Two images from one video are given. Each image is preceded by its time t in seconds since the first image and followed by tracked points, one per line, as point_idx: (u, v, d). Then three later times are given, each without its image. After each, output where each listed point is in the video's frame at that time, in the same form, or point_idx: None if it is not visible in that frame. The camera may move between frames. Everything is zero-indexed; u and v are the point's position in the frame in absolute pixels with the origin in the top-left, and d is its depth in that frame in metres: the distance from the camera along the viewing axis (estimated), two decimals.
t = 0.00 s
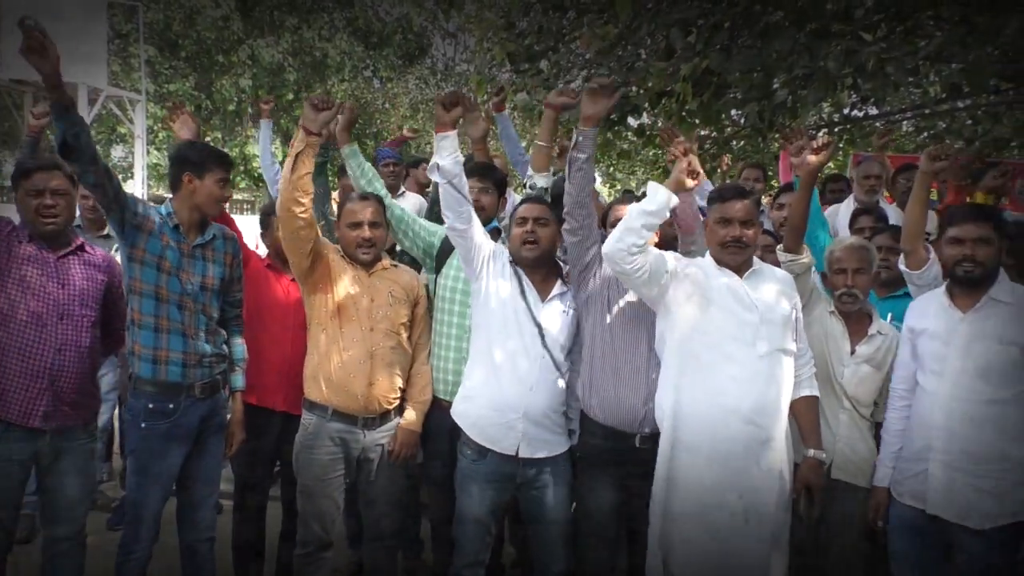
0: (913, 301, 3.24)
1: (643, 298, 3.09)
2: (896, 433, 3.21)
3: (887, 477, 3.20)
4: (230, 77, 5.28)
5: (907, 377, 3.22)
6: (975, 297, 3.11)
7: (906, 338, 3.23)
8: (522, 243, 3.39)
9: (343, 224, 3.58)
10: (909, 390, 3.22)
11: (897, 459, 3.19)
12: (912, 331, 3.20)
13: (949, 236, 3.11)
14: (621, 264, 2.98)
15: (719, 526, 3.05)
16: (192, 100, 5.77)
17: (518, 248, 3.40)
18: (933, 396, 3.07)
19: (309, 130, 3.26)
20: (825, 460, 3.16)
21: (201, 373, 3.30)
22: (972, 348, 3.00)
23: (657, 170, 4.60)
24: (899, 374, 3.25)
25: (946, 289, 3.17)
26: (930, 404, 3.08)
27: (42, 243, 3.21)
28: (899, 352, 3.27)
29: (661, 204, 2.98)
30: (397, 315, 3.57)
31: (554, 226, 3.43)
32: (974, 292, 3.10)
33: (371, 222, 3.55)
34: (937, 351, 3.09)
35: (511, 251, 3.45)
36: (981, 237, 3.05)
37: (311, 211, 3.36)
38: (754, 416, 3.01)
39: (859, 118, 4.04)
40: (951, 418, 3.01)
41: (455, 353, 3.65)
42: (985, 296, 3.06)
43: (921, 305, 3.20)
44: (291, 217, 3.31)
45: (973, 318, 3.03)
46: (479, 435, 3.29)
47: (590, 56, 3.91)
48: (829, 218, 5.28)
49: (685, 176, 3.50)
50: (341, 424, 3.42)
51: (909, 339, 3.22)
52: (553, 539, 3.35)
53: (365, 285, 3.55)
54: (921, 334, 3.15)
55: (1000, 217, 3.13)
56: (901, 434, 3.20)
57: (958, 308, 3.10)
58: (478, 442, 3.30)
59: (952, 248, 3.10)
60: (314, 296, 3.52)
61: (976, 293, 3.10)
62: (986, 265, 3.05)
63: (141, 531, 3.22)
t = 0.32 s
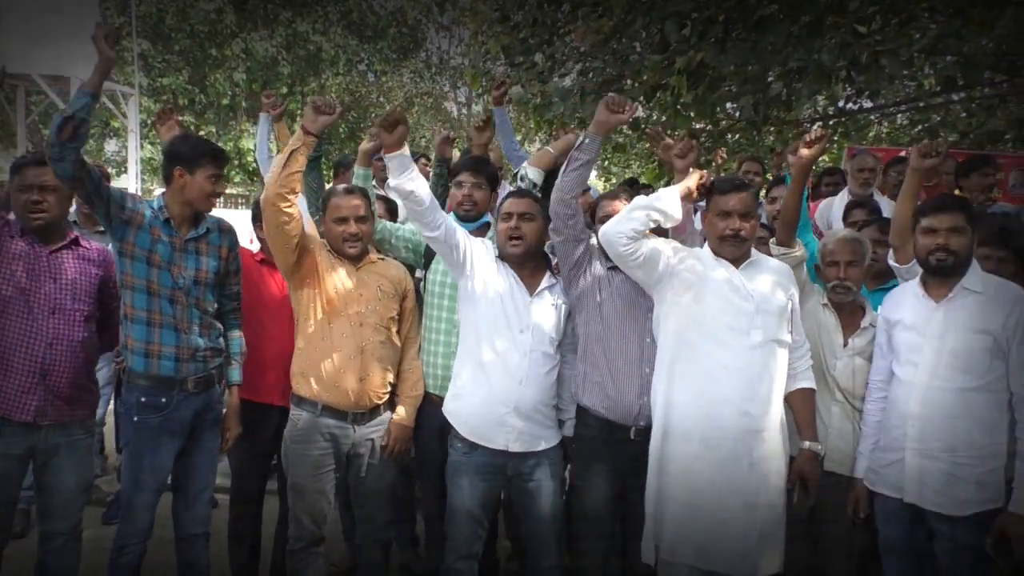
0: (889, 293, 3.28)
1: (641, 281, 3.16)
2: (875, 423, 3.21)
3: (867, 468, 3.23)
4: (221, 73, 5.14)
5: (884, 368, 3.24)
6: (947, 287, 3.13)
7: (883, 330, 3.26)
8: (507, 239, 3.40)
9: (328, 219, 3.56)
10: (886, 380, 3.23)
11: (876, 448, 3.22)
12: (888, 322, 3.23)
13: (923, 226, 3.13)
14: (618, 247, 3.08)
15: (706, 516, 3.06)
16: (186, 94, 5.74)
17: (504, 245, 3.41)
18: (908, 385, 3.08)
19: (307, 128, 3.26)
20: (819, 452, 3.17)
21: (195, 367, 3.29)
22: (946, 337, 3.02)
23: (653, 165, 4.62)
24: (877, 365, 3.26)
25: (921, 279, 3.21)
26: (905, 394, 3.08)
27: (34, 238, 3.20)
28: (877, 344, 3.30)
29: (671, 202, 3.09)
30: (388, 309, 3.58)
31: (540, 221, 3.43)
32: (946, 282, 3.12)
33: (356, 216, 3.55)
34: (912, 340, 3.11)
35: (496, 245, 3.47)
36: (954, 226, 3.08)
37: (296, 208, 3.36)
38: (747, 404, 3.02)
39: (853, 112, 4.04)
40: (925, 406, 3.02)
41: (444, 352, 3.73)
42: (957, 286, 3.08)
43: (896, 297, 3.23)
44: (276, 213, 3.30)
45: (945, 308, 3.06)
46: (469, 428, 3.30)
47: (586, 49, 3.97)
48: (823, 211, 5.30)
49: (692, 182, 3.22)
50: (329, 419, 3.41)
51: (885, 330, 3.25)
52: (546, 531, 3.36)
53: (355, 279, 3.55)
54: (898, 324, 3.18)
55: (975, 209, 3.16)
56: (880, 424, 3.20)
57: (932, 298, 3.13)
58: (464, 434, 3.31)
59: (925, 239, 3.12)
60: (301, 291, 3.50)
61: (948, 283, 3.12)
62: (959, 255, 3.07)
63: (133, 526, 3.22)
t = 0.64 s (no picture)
0: (862, 294, 3.29)
1: (626, 278, 3.18)
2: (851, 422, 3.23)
3: (841, 467, 3.24)
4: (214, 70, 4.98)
5: (859, 368, 3.26)
6: (918, 287, 3.15)
7: (856, 330, 3.27)
8: (486, 240, 3.40)
9: (306, 218, 3.53)
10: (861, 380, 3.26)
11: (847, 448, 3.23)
12: (861, 322, 3.24)
13: (894, 227, 3.14)
14: (603, 243, 3.09)
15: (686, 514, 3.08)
16: (172, 91, 5.70)
17: (484, 245, 3.41)
18: (883, 386, 3.09)
19: (290, 130, 3.27)
20: (800, 454, 3.19)
21: (179, 366, 3.27)
22: (919, 336, 3.05)
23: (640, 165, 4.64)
24: (851, 366, 3.28)
25: (892, 280, 3.22)
26: (880, 394, 3.10)
27: (11, 235, 3.17)
28: (850, 344, 3.31)
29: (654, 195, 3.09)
30: (371, 309, 3.57)
31: (518, 223, 3.43)
32: (918, 282, 3.14)
33: (335, 215, 3.52)
34: (886, 341, 3.13)
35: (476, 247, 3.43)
36: (923, 228, 3.10)
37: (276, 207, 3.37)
38: (729, 404, 3.04)
39: (840, 114, 4.06)
40: (899, 406, 3.05)
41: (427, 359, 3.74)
42: (928, 286, 3.10)
43: (869, 297, 3.25)
44: (257, 210, 3.31)
45: (917, 309, 3.08)
46: (453, 429, 3.31)
47: (575, 48, 3.93)
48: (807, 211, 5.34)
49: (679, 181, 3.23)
50: (312, 420, 3.40)
51: (858, 330, 3.26)
52: (530, 530, 3.36)
53: (337, 278, 3.52)
54: (871, 325, 3.20)
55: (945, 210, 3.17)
56: (855, 423, 3.23)
57: (904, 299, 3.15)
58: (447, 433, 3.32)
59: (896, 240, 3.14)
60: (282, 291, 3.50)
61: (920, 283, 3.14)
62: (928, 256, 3.10)
63: (115, 526, 3.21)
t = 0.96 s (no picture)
0: (842, 294, 3.31)
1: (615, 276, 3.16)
2: (833, 421, 3.25)
3: (823, 465, 3.25)
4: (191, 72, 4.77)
5: (840, 367, 3.27)
6: (897, 287, 3.17)
7: (837, 330, 3.28)
8: (467, 244, 3.38)
9: (292, 219, 3.51)
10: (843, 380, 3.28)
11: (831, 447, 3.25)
12: (842, 322, 3.25)
13: (870, 228, 3.18)
14: (595, 243, 3.09)
15: (670, 513, 3.09)
16: (158, 90, 5.65)
17: (466, 247, 3.39)
18: (865, 385, 3.11)
19: (274, 129, 3.26)
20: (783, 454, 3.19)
21: (162, 369, 3.25)
22: (899, 336, 3.08)
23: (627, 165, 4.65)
24: (832, 366, 3.30)
25: (870, 280, 3.24)
26: (863, 393, 3.12)
27: None
28: (831, 344, 3.33)
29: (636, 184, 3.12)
30: (358, 310, 3.55)
31: (499, 225, 3.43)
32: (896, 282, 3.17)
33: (322, 216, 3.50)
34: (866, 341, 3.15)
35: (455, 250, 3.44)
36: (901, 228, 3.13)
37: (263, 209, 3.35)
38: (713, 404, 3.05)
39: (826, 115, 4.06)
40: (880, 405, 3.07)
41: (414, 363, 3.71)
42: (906, 286, 3.13)
43: (849, 297, 3.27)
44: (241, 212, 3.29)
45: (897, 309, 3.11)
46: (437, 431, 3.31)
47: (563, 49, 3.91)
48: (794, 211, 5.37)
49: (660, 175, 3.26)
50: (300, 420, 3.40)
51: (840, 330, 3.27)
52: (516, 530, 3.37)
53: (323, 279, 3.51)
54: (850, 325, 3.22)
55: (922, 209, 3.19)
56: (837, 422, 3.24)
57: (883, 299, 3.17)
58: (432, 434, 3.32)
59: (873, 240, 3.17)
60: (267, 294, 3.48)
61: (898, 284, 3.16)
62: (905, 256, 3.13)
63: (96, 528, 3.20)
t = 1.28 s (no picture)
0: (818, 294, 3.32)
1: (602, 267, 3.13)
2: (812, 420, 3.27)
3: (804, 464, 3.27)
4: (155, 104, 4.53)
5: (818, 367, 3.30)
6: (873, 287, 3.19)
7: (815, 330, 3.29)
8: (457, 243, 3.37)
9: (274, 220, 3.47)
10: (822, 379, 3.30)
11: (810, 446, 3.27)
12: (819, 323, 3.27)
13: (847, 228, 3.20)
14: (578, 230, 3.04)
15: (651, 512, 3.11)
16: (137, 90, 5.60)
17: (453, 246, 3.38)
18: (843, 384, 3.14)
19: (283, 152, 3.37)
20: (758, 454, 3.22)
21: (139, 371, 3.23)
22: (876, 335, 3.10)
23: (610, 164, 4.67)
24: (810, 365, 3.31)
25: (848, 280, 3.26)
26: (841, 393, 3.15)
27: None
28: (808, 345, 3.34)
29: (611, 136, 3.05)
30: (342, 311, 3.54)
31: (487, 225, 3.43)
32: (872, 282, 3.18)
33: (304, 218, 3.47)
34: (844, 342, 3.17)
35: (443, 249, 3.42)
36: (878, 228, 3.16)
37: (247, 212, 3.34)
38: (693, 405, 3.07)
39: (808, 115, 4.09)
40: (858, 404, 3.10)
41: (392, 366, 3.70)
42: (882, 286, 3.15)
43: (824, 298, 3.28)
44: (222, 215, 3.28)
45: (874, 309, 3.13)
46: (417, 432, 3.31)
47: (546, 50, 3.89)
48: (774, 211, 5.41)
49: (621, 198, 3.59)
50: (286, 423, 3.38)
51: (818, 330, 3.29)
52: (497, 531, 3.37)
53: (306, 281, 3.49)
54: (829, 325, 3.24)
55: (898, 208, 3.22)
56: (815, 421, 3.27)
57: (860, 299, 3.19)
58: (411, 435, 3.32)
59: (850, 240, 3.20)
60: (250, 296, 3.45)
61: (874, 284, 3.18)
62: (882, 256, 3.16)
63: (74, 533, 3.20)
